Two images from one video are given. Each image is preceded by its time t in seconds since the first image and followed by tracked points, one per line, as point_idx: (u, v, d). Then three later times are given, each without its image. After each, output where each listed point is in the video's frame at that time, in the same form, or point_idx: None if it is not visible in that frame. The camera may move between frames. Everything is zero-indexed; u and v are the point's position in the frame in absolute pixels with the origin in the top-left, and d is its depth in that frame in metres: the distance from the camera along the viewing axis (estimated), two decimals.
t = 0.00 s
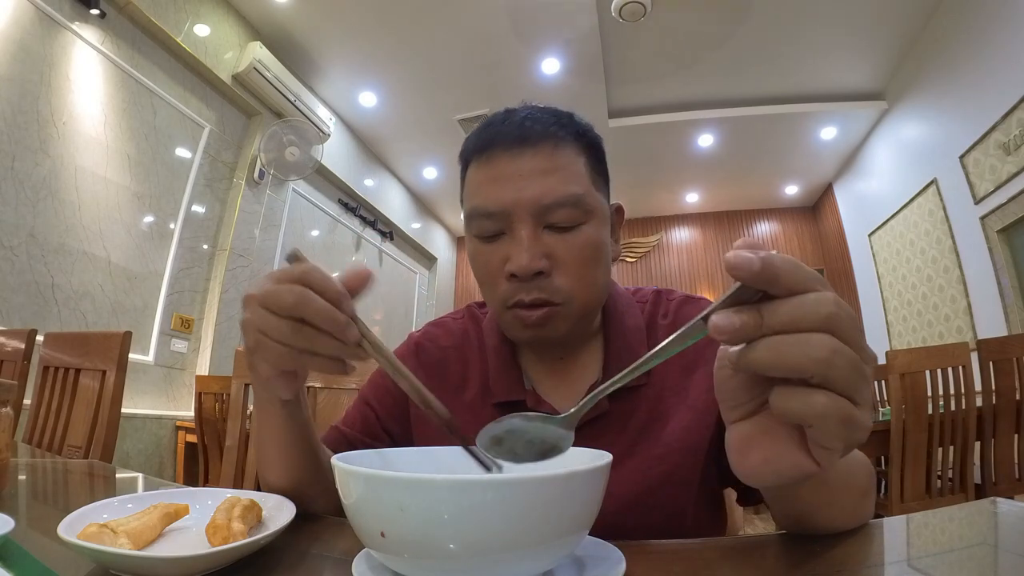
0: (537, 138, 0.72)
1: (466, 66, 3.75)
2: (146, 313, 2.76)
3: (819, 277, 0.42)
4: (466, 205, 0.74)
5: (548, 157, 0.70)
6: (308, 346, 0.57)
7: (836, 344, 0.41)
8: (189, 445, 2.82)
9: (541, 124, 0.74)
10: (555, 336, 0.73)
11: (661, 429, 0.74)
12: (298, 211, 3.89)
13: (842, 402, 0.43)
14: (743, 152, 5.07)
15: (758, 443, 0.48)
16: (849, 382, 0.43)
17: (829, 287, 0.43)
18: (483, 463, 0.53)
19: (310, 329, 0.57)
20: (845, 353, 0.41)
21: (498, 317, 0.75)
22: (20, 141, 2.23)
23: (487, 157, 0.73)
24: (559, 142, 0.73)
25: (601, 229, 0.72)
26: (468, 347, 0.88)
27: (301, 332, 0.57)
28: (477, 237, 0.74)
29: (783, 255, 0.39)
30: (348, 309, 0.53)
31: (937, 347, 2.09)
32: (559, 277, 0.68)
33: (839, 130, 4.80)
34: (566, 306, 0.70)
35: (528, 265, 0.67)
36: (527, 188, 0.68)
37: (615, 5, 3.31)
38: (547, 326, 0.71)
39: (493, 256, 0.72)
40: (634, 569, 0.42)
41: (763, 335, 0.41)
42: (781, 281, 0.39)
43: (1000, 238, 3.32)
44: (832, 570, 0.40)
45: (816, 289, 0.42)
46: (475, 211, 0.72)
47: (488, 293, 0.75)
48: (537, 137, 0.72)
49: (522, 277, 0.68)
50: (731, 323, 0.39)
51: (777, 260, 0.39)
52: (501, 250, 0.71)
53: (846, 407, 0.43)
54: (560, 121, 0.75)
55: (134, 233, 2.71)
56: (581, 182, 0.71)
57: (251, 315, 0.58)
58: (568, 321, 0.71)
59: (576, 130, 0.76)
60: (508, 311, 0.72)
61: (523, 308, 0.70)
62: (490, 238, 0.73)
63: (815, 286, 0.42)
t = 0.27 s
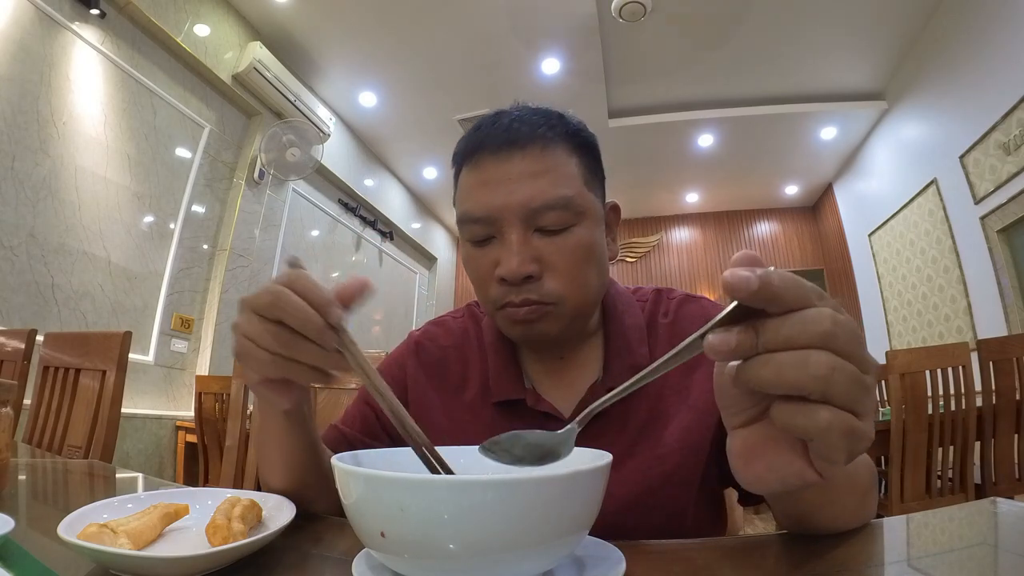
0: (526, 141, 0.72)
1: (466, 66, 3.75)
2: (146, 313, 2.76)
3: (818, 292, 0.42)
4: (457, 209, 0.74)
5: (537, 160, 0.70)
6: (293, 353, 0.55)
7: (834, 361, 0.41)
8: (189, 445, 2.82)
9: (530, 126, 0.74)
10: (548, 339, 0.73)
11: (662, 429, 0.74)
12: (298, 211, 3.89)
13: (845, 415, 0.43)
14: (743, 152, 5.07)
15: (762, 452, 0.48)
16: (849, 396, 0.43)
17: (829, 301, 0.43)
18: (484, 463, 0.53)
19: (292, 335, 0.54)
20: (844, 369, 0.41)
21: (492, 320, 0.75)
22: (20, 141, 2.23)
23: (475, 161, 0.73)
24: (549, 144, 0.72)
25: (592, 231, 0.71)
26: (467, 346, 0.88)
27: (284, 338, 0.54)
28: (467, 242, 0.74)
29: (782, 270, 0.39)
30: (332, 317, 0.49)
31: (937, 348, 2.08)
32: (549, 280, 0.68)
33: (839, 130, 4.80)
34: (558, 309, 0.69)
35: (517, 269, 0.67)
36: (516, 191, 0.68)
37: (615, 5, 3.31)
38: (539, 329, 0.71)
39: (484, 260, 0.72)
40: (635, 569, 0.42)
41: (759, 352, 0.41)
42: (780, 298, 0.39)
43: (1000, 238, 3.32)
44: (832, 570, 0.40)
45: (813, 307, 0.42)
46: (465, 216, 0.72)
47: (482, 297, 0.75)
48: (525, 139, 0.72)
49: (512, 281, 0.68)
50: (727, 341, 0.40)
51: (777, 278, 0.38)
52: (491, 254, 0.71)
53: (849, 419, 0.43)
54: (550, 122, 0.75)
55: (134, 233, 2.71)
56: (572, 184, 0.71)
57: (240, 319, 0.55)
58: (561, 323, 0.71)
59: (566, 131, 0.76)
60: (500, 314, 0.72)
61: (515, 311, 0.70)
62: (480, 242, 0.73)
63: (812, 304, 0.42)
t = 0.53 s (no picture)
0: (518, 142, 0.71)
1: (465, 66, 3.75)
2: (146, 313, 2.76)
3: (800, 309, 0.42)
4: (452, 212, 0.74)
5: (531, 161, 0.70)
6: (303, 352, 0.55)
7: (818, 380, 0.41)
8: (189, 445, 2.82)
9: (523, 127, 0.73)
10: (547, 340, 0.73)
11: (661, 430, 0.74)
12: (298, 211, 3.89)
13: (833, 432, 0.43)
14: (743, 152, 5.07)
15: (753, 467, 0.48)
16: (838, 411, 0.42)
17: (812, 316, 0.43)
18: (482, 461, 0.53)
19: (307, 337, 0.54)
20: (829, 389, 0.41)
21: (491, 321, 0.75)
22: (20, 140, 2.23)
23: (470, 163, 0.73)
24: (541, 145, 0.72)
25: (588, 230, 0.71)
26: (467, 346, 0.88)
27: (299, 342, 0.54)
28: (465, 244, 0.74)
29: (761, 293, 0.39)
30: (342, 313, 0.49)
31: (936, 347, 2.08)
32: (546, 280, 0.68)
33: (839, 130, 4.80)
34: (557, 309, 0.70)
35: (514, 270, 0.67)
36: (511, 192, 0.68)
37: (615, 5, 3.31)
38: (540, 329, 0.71)
39: (482, 261, 0.72)
40: (633, 569, 0.42)
41: (742, 369, 0.41)
42: (760, 319, 0.39)
43: (1000, 238, 3.32)
44: (832, 569, 0.40)
45: (796, 325, 0.41)
46: (461, 219, 0.72)
47: (480, 299, 0.75)
48: (518, 141, 0.71)
49: (509, 282, 0.68)
50: (709, 361, 0.39)
51: (755, 300, 0.38)
52: (488, 256, 0.71)
53: (836, 435, 0.43)
54: (542, 124, 0.75)
55: (134, 233, 2.71)
56: (566, 185, 0.70)
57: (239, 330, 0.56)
58: (562, 322, 0.71)
59: (558, 131, 0.75)
60: (500, 315, 0.72)
61: (515, 313, 0.70)
62: (477, 244, 0.73)
63: (795, 321, 0.41)
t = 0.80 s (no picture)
0: (515, 144, 0.71)
1: (465, 67, 3.75)
2: (146, 313, 2.76)
3: (759, 341, 0.37)
4: (450, 215, 0.73)
5: (528, 163, 0.70)
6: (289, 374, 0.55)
7: (777, 420, 0.38)
8: (189, 445, 2.82)
9: (519, 129, 0.73)
10: (545, 343, 0.73)
11: (662, 430, 0.74)
12: (298, 211, 3.89)
13: (801, 467, 0.39)
14: (743, 152, 5.07)
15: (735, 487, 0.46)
16: (804, 447, 0.39)
17: (781, 343, 0.38)
18: (484, 462, 0.52)
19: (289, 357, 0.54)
20: (788, 428, 0.38)
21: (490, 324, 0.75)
22: (20, 141, 2.23)
23: (467, 165, 0.72)
24: (538, 146, 0.72)
25: (586, 232, 0.71)
26: (467, 346, 0.88)
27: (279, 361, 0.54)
28: (463, 246, 0.74)
29: (709, 335, 0.36)
30: (322, 334, 0.48)
31: (937, 347, 2.08)
32: (543, 283, 0.68)
33: (839, 130, 4.80)
34: (556, 311, 0.70)
35: (512, 273, 0.67)
36: (508, 196, 0.68)
37: (615, 5, 3.31)
38: (540, 332, 0.71)
39: (480, 264, 0.72)
40: (633, 569, 0.42)
41: (702, 406, 0.39)
42: (710, 360, 0.36)
43: (1000, 238, 3.32)
44: (832, 570, 0.40)
45: (756, 360, 0.38)
46: (458, 222, 0.72)
47: (479, 302, 0.75)
48: (514, 143, 0.71)
49: (507, 286, 0.68)
50: (670, 400, 0.37)
51: (704, 341, 0.35)
52: (486, 259, 0.71)
53: (805, 469, 0.39)
54: (539, 125, 0.75)
55: (134, 233, 2.71)
56: (563, 187, 0.70)
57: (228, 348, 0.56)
58: (561, 324, 0.71)
59: (555, 133, 0.75)
60: (498, 319, 0.72)
61: (512, 317, 0.70)
62: (475, 247, 0.73)
63: (753, 358, 0.38)
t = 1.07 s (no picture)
0: (514, 145, 0.71)
1: (466, 67, 3.75)
2: (146, 313, 2.76)
3: (709, 380, 0.37)
4: (450, 216, 0.73)
5: (528, 164, 0.70)
6: (276, 377, 0.56)
7: (734, 458, 0.38)
8: (189, 445, 2.82)
9: (519, 130, 0.73)
10: (545, 345, 0.73)
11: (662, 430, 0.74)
12: (298, 211, 3.89)
13: (764, 499, 0.39)
14: (743, 152, 5.07)
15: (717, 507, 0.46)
16: (763, 480, 0.39)
17: (734, 379, 0.37)
18: (484, 463, 0.52)
19: (272, 360, 0.55)
20: (744, 465, 0.38)
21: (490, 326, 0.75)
22: (20, 141, 2.23)
23: (466, 166, 0.72)
24: (538, 147, 0.71)
25: (586, 233, 0.71)
26: (467, 346, 0.88)
27: (262, 364, 0.55)
28: (463, 248, 0.74)
29: (657, 383, 0.35)
30: (309, 338, 0.50)
31: (936, 347, 2.08)
32: (544, 285, 0.68)
33: (839, 130, 4.79)
34: (557, 312, 0.70)
35: (512, 275, 0.67)
36: (507, 197, 0.68)
37: (615, 5, 3.31)
38: (542, 334, 0.71)
39: (479, 266, 0.72)
40: (633, 569, 0.42)
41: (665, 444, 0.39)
42: (661, 406, 0.36)
43: (1000, 238, 3.32)
44: (831, 570, 0.40)
45: (707, 401, 0.37)
46: (458, 223, 0.72)
47: (478, 303, 0.75)
48: (514, 143, 0.71)
49: (507, 287, 0.68)
50: (635, 438, 0.37)
51: (653, 389, 0.35)
52: (485, 261, 0.71)
53: (769, 499, 0.39)
54: (539, 126, 0.75)
55: (134, 233, 2.71)
56: (563, 188, 0.70)
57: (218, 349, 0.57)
58: (562, 326, 0.71)
59: (554, 134, 0.75)
60: (498, 320, 0.72)
61: (513, 318, 0.70)
62: (474, 248, 0.73)
63: (705, 398, 0.37)
